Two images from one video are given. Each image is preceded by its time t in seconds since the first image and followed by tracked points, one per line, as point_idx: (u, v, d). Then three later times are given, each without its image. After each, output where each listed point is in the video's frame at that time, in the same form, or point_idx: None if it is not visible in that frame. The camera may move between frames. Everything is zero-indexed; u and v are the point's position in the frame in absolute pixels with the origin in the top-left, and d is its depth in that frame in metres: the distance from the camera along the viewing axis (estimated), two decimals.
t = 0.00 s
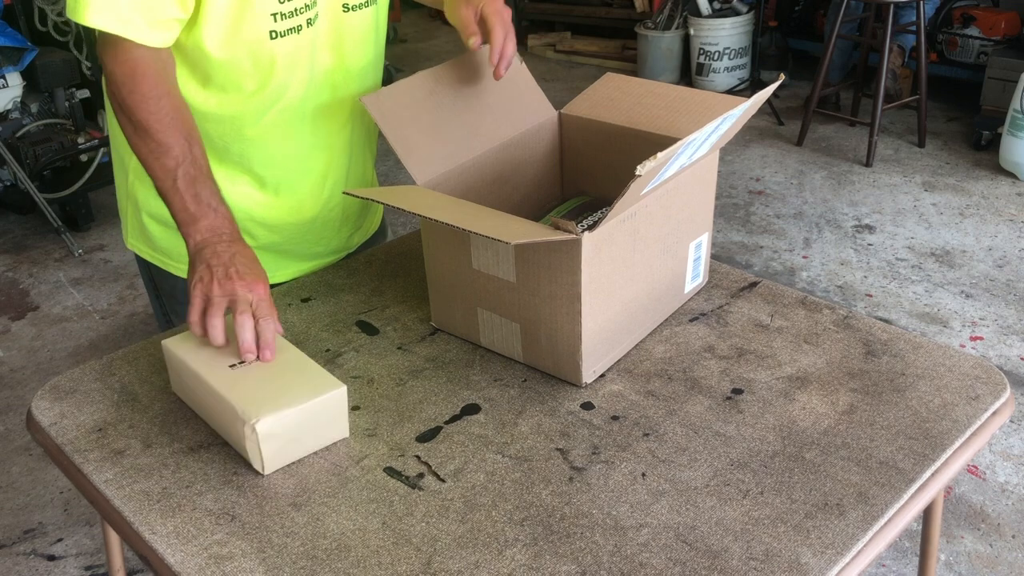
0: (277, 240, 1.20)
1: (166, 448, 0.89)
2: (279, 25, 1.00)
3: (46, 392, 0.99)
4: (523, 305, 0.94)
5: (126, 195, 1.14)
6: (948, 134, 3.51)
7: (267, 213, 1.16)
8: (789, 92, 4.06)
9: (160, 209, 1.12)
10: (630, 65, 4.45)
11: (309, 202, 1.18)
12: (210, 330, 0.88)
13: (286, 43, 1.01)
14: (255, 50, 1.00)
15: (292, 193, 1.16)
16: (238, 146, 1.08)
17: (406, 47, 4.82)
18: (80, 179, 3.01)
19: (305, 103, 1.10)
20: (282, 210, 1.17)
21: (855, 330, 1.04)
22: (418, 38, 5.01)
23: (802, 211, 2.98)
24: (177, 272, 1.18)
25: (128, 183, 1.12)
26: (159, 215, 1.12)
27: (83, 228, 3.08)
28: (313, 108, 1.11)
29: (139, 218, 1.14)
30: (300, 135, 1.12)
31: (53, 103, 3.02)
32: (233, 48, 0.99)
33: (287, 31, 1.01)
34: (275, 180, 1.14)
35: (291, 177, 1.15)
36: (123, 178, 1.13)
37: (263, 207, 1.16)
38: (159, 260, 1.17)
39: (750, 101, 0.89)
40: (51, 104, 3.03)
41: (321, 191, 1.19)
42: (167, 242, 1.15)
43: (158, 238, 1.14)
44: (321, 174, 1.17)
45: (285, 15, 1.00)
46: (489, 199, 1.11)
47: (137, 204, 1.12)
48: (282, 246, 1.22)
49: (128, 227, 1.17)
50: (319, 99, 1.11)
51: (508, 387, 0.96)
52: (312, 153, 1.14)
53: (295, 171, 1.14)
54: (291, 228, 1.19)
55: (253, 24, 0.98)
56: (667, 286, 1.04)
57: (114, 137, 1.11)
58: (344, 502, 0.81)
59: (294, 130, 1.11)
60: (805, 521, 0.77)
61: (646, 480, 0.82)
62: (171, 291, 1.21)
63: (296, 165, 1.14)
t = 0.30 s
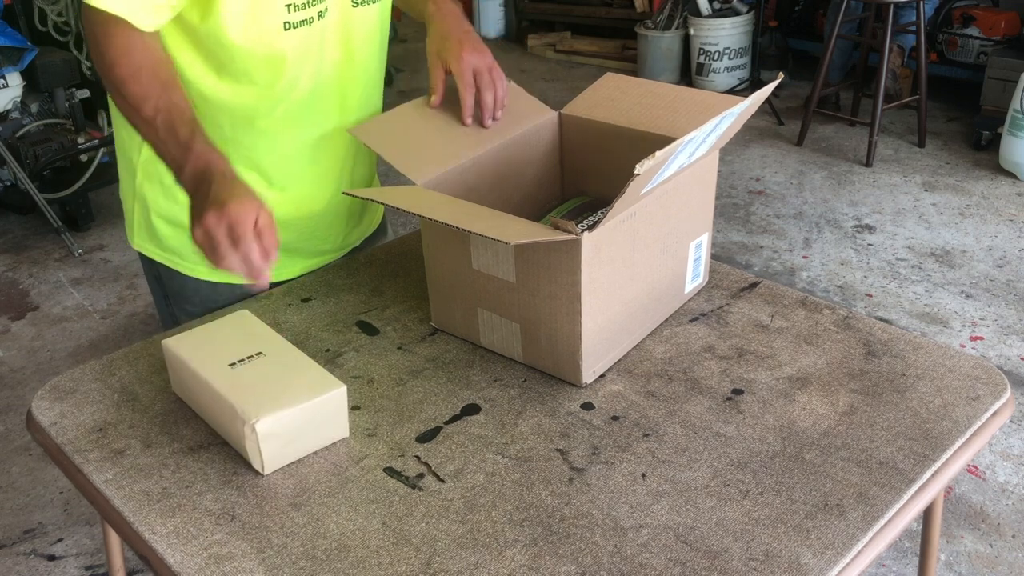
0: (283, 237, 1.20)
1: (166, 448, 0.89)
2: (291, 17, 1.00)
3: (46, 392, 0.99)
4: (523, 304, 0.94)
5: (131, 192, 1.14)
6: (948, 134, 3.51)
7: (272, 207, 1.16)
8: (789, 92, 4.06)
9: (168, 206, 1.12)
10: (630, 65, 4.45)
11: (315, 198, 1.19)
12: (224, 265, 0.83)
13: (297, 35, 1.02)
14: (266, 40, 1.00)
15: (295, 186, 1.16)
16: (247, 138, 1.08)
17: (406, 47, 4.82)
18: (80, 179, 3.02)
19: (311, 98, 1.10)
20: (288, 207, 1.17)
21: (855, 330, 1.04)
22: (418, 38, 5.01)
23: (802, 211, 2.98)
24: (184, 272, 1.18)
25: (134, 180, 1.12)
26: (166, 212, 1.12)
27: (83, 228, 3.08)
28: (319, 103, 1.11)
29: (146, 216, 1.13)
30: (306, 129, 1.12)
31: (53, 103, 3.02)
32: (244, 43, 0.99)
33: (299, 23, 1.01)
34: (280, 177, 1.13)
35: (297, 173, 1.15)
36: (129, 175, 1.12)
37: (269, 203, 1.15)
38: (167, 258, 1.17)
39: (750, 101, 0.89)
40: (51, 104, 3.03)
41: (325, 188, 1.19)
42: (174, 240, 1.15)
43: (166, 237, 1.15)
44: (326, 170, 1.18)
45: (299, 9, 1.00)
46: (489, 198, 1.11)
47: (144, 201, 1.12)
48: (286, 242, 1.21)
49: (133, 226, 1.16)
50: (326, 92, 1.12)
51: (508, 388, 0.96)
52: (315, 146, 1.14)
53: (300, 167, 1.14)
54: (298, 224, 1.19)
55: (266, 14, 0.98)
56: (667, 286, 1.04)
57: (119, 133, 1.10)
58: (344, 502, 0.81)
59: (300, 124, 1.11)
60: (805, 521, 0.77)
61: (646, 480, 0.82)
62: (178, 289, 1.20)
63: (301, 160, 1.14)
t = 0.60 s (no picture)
0: (303, 231, 1.19)
1: (166, 449, 0.89)
2: (328, 9, 1.01)
3: (46, 392, 0.99)
4: (523, 305, 0.94)
5: (153, 186, 1.12)
6: (948, 134, 3.51)
7: (297, 201, 1.15)
8: (789, 91, 4.06)
9: (192, 200, 1.10)
10: (630, 65, 4.45)
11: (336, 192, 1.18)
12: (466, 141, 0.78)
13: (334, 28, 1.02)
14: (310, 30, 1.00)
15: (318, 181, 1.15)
16: (274, 131, 1.07)
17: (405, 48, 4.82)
18: (80, 180, 3.02)
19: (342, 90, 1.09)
20: (310, 201, 1.16)
21: (855, 330, 1.04)
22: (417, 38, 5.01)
23: (802, 211, 2.98)
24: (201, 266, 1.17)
25: (156, 173, 1.10)
26: (189, 206, 1.11)
27: (83, 228, 3.08)
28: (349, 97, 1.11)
29: (168, 210, 1.12)
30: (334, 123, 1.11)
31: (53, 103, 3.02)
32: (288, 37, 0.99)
33: (335, 16, 1.02)
34: (306, 171, 1.13)
35: (322, 167, 1.14)
36: (152, 168, 1.10)
37: (293, 198, 1.14)
38: (188, 252, 1.16)
39: (750, 102, 0.89)
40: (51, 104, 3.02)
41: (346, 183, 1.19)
42: (196, 234, 1.14)
43: (188, 231, 1.13)
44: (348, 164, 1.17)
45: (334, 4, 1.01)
46: (489, 198, 1.11)
47: (167, 195, 1.10)
48: (303, 238, 1.20)
49: (154, 220, 1.15)
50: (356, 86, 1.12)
51: (508, 388, 0.96)
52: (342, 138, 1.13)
53: (326, 160, 1.13)
54: (318, 219, 1.19)
55: (306, 0, 0.98)
56: (666, 286, 1.04)
57: (144, 125, 1.08)
58: (344, 502, 0.81)
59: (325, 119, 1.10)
60: (805, 521, 0.77)
61: (646, 480, 0.82)
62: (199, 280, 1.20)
63: (328, 153, 1.13)
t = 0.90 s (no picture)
0: (327, 222, 1.21)
1: (166, 449, 0.89)
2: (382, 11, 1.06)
3: (46, 392, 0.99)
4: (523, 305, 0.94)
5: (182, 177, 1.13)
6: (948, 134, 3.51)
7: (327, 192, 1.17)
8: (789, 92, 4.06)
9: (224, 190, 1.12)
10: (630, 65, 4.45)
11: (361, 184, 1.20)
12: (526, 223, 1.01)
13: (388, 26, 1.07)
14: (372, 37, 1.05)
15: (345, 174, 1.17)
16: (311, 122, 1.09)
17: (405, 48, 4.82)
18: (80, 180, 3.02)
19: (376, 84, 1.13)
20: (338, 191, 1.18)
21: (855, 330, 1.04)
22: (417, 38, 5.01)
23: (802, 211, 2.98)
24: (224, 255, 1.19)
25: (187, 163, 1.12)
26: (220, 196, 1.12)
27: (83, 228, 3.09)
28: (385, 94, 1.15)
29: (198, 200, 1.13)
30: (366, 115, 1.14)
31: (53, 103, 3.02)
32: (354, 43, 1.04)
33: (389, 15, 1.08)
34: (337, 162, 1.15)
35: (353, 158, 1.16)
36: (184, 160, 1.12)
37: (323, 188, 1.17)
38: (215, 243, 1.17)
39: (750, 101, 0.89)
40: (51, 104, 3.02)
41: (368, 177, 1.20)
42: (225, 224, 1.15)
43: (217, 221, 1.15)
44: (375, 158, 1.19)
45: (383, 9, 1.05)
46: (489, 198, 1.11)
47: (200, 186, 1.12)
48: (324, 231, 1.22)
49: (184, 212, 1.16)
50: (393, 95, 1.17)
51: (508, 388, 0.96)
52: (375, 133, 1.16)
53: (358, 152, 1.16)
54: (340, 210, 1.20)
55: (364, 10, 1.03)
56: (666, 287, 1.04)
57: (178, 117, 1.10)
58: (344, 502, 0.81)
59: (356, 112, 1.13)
60: (805, 522, 0.77)
61: (646, 480, 0.82)
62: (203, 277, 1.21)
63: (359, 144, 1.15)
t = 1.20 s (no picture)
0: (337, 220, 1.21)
1: (166, 449, 0.89)
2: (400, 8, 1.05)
3: (46, 392, 0.99)
4: (523, 305, 0.94)
5: (194, 173, 1.13)
6: (948, 134, 3.51)
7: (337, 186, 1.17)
8: (789, 92, 4.06)
9: (237, 185, 1.12)
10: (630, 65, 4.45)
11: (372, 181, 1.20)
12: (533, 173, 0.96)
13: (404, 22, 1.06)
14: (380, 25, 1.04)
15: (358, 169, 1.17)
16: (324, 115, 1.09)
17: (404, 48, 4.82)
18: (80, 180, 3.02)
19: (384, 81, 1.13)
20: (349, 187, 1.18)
21: (855, 330, 1.04)
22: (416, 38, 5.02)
23: (802, 211, 2.98)
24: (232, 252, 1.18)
25: (199, 159, 1.12)
26: (233, 191, 1.12)
27: (83, 228, 3.09)
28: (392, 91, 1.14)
29: (211, 196, 1.13)
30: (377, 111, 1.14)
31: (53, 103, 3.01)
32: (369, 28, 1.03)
33: (405, 11, 1.06)
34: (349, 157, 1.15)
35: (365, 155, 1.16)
36: (196, 156, 1.12)
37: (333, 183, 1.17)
38: (224, 238, 1.17)
39: (750, 102, 0.89)
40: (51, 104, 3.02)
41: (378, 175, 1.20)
42: (236, 220, 1.15)
43: (228, 217, 1.15)
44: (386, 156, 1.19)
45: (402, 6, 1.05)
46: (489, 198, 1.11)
47: (212, 182, 1.12)
48: (334, 226, 1.22)
49: (195, 208, 1.16)
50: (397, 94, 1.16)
51: (508, 388, 0.96)
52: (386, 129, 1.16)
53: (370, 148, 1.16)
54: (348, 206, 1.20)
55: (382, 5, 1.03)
56: (666, 287, 1.04)
57: (192, 112, 1.10)
58: (344, 502, 0.81)
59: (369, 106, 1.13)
60: (805, 522, 0.77)
61: (646, 480, 0.82)
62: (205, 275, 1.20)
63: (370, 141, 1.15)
